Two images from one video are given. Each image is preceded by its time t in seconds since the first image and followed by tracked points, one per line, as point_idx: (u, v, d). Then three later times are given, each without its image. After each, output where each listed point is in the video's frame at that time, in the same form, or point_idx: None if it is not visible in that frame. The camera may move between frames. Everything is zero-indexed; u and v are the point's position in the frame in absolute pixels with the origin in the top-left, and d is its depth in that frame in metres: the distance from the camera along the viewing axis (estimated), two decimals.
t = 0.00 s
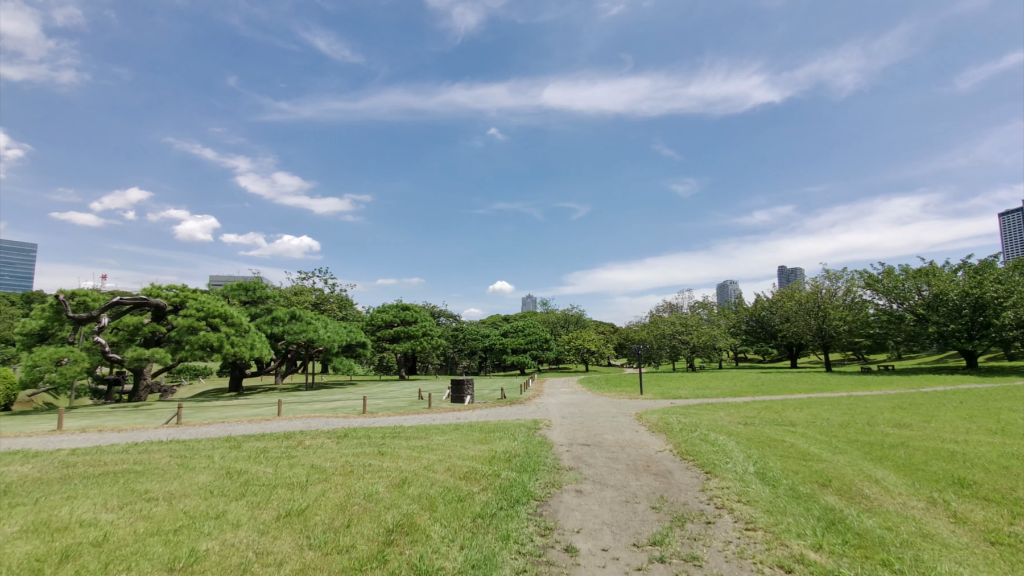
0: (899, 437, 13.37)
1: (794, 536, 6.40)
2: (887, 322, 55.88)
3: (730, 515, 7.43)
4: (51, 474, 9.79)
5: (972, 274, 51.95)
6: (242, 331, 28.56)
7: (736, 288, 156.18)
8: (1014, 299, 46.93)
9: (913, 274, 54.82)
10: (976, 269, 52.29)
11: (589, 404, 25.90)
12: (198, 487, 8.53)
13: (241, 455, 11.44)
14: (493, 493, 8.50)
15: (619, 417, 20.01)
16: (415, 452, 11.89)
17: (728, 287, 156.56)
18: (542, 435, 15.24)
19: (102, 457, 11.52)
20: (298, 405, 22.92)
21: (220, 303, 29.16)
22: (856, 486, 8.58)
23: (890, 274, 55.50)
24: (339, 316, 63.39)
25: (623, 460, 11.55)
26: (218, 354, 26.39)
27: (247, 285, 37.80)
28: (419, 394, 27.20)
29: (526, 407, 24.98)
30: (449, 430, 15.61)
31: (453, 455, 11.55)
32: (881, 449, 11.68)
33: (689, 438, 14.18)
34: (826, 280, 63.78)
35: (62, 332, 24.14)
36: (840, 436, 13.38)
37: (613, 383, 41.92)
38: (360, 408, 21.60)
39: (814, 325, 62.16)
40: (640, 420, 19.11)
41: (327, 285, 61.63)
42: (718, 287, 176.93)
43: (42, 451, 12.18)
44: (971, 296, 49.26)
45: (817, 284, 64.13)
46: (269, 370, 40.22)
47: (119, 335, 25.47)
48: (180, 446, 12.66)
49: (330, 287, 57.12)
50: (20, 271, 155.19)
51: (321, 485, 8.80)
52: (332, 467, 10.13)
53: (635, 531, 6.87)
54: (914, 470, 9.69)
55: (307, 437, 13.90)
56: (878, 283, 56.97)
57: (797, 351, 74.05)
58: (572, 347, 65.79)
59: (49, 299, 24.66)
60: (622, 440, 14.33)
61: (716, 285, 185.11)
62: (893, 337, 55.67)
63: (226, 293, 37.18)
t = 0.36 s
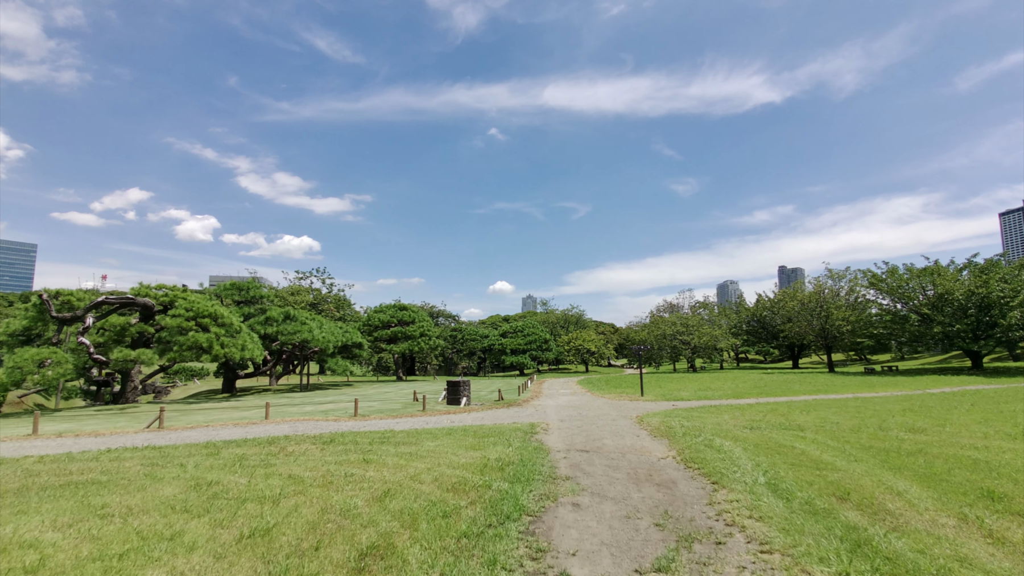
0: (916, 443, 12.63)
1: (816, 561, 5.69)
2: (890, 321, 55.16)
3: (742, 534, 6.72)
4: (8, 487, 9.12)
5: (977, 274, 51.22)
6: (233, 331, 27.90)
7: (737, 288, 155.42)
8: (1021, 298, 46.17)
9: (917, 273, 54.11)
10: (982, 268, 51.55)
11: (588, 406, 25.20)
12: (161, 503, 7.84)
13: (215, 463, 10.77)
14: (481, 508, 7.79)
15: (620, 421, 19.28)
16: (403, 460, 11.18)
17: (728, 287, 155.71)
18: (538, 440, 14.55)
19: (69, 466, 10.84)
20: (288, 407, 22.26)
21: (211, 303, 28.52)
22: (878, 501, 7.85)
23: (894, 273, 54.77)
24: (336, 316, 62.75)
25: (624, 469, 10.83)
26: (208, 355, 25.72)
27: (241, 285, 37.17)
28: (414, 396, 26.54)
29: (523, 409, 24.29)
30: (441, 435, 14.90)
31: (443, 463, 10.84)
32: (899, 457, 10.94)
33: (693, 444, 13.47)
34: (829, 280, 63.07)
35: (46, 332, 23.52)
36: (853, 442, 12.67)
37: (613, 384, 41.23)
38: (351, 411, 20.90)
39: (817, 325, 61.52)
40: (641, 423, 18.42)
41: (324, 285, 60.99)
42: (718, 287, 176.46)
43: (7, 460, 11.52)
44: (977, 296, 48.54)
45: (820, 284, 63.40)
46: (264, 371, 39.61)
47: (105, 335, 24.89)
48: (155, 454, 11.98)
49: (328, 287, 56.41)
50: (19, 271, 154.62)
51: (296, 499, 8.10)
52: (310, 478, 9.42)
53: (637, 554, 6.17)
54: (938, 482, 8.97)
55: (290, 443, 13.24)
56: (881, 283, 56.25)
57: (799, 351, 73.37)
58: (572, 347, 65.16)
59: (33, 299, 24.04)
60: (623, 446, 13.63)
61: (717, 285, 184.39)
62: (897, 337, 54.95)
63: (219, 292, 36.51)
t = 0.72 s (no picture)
0: (930, 448, 11.98)
1: None
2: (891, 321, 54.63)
3: (752, 555, 6.06)
4: None
5: (979, 273, 50.66)
6: (222, 330, 27.19)
7: (735, 288, 154.81)
8: None
9: (919, 272, 53.58)
10: (984, 267, 51.00)
11: (585, 407, 24.53)
12: (113, 520, 7.15)
13: (185, 472, 10.08)
14: (465, 524, 7.11)
15: (618, 423, 18.64)
16: (386, 468, 10.49)
17: (727, 288, 155.13)
18: (532, 444, 13.89)
19: (28, 475, 10.15)
20: (275, 410, 21.56)
21: (199, 301, 27.81)
22: (899, 516, 7.19)
23: (895, 273, 54.20)
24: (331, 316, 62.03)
25: (621, 478, 10.16)
26: (194, 355, 24.99)
27: (232, 283, 36.43)
28: (407, 397, 25.86)
29: (519, 411, 23.60)
30: (431, 439, 14.20)
31: (428, 471, 10.16)
32: (914, 464, 10.29)
33: (695, 449, 12.81)
34: (829, 279, 62.53)
35: (26, 331, 22.78)
36: (863, 447, 12.04)
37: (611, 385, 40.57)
38: (340, 413, 20.21)
39: (817, 325, 61.00)
40: (639, 426, 17.77)
41: (320, 284, 60.26)
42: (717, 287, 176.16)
43: None
44: (979, 295, 48.00)
45: (820, 283, 62.82)
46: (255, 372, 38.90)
47: (88, 335, 24.18)
48: (124, 462, 11.29)
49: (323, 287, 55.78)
50: (13, 271, 153.33)
51: (263, 512, 7.42)
52: (283, 489, 8.72)
53: None
54: (961, 493, 8.31)
55: (269, 449, 12.55)
56: (882, 282, 55.70)
57: (798, 351, 72.91)
58: (570, 347, 64.56)
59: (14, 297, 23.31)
60: (621, 451, 12.96)
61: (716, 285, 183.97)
62: (898, 337, 54.45)
63: (209, 291, 35.74)
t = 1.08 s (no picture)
0: (937, 449, 11.40)
1: None
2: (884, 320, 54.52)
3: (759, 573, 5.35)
4: None
5: (973, 271, 50.61)
6: (202, 327, 26.08)
7: (727, 288, 154.73)
8: (1017, 296, 45.51)
9: (912, 270, 53.53)
10: (978, 266, 50.95)
11: (577, 407, 23.81)
12: (37, 536, 6.29)
13: (137, 477, 9.20)
14: (438, 538, 6.32)
15: (610, 423, 17.94)
16: (359, 472, 9.68)
17: (720, 288, 155.02)
18: (520, 446, 13.18)
19: None
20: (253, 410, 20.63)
21: (178, 298, 26.77)
22: (918, 528, 6.54)
23: (889, 271, 54.07)
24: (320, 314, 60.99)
25: (613, 482, 9.44)
26: (171, 353, 23.92)
27: (215, 280, 35.29)
28: (393, 397, 24.99)
29: (509, 411, 22.83)
30: (412, 441, 13.38)
31: (405, 475, 9.39)
32: (925, 467, 9.68)
33: (691, 450, 12.15)
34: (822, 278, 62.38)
35: None
36: (868, 449, 11.41)
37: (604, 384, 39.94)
38: (320, 413, 19.32)
39: (810, 324, 60.81)
40: (632, 426, 17.08)
41: (309, 281, 59.20)
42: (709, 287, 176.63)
43: None
44: (973, 294, 47.89)
45: (813, 282, 62.64)
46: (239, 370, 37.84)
47: (59, 331, 23.13)
48: (74, 466, 10.37)
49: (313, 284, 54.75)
50: None
51: (211, 524, 6.59)
52: (241, 496, 7.89)
53: None
54: (980, 500, 7.70)
55: (237, 451, 11.69)
56: (876, 281, 55.56)
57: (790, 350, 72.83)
58: (563, 346, 63.96)
59: None
60: (613, 453, 12.25)
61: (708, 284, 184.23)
62: (891, 336, 54.35)
63: (191, 288, 34.63)
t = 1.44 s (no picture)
0: (961, 458, 10.70)
1: None
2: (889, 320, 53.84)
3: None
4: None
5: (979, 270, 49.93)
6: (191, 328, 25.31)
7: (728, 288, 153.96)
8: None
9: (917, 269, 52.87)
10: (984, 265, 50.27)
11: (577, 410, 23.05)
12: None
13: (98, 492, 8.47)
14: (420, 567, 5.57)
15: (612, 428, 17.22)
16: (340, 484, 8.93)
17: (721, 288, 154.22)
18: (516, 453, 12.45)
19: None
20: (241, 413, 19.89)
21: (167, 297, 26.04)
22: (964, 556, 5.81)
23: (893, 270, 53.37)
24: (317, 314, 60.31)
25: (616, 495, 8.70)
26: (158, 355, 23.17)
27: (207, 279, 34.54)
28: (388, 399, 24.27)
29: (506, 414, 22.09)
30: (402, 448, 12.64)
31: (390, 488, 8.65)
32: (953, 480, 9.00)
33: (697, 458, 11.43)
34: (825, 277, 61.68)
35: None
36: (888, 458, 10.72)
37: (604, 385, 39.21)
38: (310, 417, 18.58)
39: (813, 324, 60.10)
40: (634, 431, 16.36)
41: (305, 281, 58.54)
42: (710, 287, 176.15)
43: None
44: (979, 293, 47.18)
45: (816, 282, 61.94)
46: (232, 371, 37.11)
47: (41, 332, 22.43)
48: (34, 478, 9.64)
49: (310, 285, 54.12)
50: None
51: (163, 550, 5.86)
52: (206, 513, 7.18)
53: None
54: None
55: (213, 460, 10.95)
56: (880, 280, 54.86)
57: (792, 350, 72.08)
58: (562, 347, 63.30)
59: None
60: (615, 462, 11.52)
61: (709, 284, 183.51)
62: (896, 337, 53.68)
63: (183, 287, 33.91)
